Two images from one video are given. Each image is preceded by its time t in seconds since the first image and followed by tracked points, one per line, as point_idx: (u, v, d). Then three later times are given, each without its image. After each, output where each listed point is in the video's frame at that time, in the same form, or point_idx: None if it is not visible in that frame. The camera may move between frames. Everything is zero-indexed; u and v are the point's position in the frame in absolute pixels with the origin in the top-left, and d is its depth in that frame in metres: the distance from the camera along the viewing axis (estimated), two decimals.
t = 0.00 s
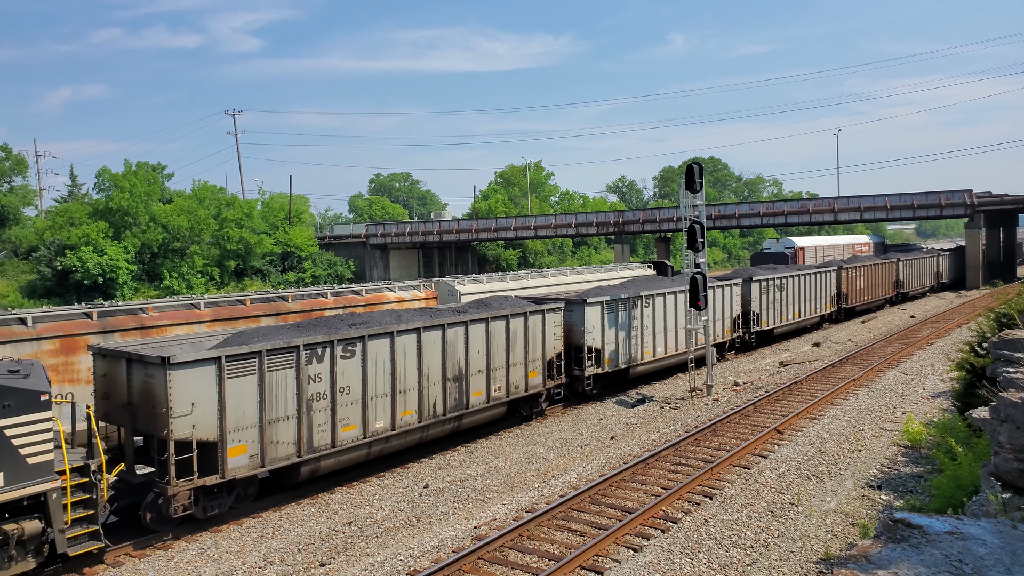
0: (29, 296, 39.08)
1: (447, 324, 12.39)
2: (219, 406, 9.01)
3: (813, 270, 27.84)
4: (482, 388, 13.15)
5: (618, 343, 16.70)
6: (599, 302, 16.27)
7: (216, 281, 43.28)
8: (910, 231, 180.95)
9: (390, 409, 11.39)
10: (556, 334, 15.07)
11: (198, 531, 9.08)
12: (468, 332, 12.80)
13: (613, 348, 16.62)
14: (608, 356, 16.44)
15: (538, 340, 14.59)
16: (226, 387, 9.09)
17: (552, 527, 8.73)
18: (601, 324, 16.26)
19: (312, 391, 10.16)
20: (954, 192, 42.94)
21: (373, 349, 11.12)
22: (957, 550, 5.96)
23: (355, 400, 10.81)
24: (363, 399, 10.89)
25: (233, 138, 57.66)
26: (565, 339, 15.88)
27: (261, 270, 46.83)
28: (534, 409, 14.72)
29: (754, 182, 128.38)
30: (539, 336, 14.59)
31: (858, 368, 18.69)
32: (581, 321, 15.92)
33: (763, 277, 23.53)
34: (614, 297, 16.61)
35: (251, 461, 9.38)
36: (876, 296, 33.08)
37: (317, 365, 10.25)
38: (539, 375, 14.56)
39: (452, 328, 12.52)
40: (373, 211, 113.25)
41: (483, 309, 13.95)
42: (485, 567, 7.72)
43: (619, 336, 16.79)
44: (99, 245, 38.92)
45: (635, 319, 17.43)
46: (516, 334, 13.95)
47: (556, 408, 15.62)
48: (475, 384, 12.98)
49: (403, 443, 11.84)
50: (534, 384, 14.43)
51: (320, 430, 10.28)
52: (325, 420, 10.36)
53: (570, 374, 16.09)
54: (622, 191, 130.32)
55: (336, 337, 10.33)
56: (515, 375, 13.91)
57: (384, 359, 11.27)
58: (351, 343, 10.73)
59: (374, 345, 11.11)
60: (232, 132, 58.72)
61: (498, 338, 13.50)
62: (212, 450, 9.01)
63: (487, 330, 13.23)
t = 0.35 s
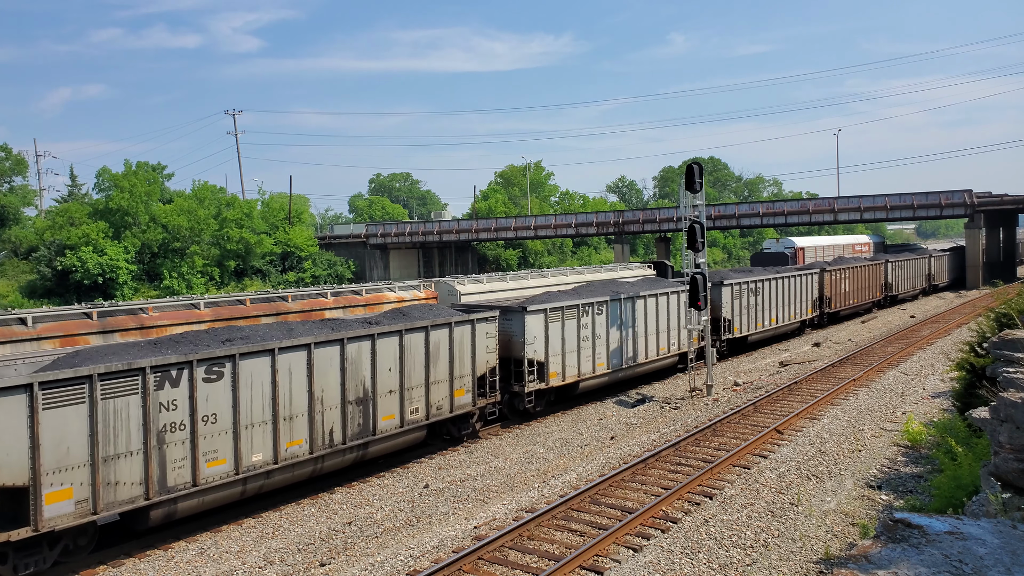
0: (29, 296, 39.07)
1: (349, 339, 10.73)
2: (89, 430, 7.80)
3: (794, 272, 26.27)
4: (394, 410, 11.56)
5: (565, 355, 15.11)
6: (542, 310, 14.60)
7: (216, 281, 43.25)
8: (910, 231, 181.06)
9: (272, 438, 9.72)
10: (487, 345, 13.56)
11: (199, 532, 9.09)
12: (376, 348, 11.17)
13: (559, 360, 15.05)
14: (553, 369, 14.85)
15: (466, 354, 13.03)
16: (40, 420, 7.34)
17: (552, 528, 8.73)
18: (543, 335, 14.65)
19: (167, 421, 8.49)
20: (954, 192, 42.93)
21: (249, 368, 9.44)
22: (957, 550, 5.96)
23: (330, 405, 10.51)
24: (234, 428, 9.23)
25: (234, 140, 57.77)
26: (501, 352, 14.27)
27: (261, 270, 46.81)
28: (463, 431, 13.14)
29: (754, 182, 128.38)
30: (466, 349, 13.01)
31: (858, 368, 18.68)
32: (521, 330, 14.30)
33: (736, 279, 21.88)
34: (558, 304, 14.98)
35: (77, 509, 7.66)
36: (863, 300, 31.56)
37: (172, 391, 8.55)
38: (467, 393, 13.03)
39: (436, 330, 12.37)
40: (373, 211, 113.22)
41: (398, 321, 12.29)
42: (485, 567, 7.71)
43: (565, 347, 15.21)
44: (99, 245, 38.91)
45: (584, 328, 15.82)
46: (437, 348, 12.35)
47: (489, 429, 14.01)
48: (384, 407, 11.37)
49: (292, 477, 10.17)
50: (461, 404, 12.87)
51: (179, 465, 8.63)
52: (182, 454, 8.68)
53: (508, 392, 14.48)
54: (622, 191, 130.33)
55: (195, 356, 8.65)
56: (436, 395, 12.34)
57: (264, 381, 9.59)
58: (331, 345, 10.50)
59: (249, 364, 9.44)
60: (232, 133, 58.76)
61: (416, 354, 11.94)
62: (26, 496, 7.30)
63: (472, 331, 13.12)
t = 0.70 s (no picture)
0: (29, 296, 39.09)
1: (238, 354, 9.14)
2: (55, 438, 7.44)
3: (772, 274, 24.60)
4: (273, 441, 9.65)
5: (524, 364, 14.01)
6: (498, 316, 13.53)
7: (215, 281, 43.24)
8: (910, 231, 181.10)
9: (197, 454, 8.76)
10: (397, 363, 11.61)
11: (199, 532, 9.08)
12: (243, 369, 9.22)
13: (490, 376, 13.27)
14: (480, 388, 13.03)
15: (369, 374, 11.09)
16: None
17: (551, 528, 8.73)
18: (469, 348, 12.85)
19: (54, 452, 7.40)
20: (954, 192, 42.93)
21: (167, 383, 8.44)
22: (957, 550, 5.97)
23: (305, 410, 10.05)
24: (151, 446, 8.29)
25: (234, 140, 57.88)
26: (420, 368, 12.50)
27: (260, 270, 46.81)
28: (367, 461, 11.18)
29: (754, 182, 128.33)
30: (367, 368, 11.05)
31: (858, 368, 18.68)
32: (441, 343, 12.46)
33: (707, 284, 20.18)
34: (488, 312, 13.17)
35: None
36: (848, 303, 30.21)
37: (79, 404, 7.61)
38: (370, 419, 11.06)
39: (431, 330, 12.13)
40: (373, 211, 113.20)
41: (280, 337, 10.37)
42: (485, 568, 7.72)
43: (498, 361, 13.40)
44: (99, 245, 38.93)
45: (521, 339, 14.00)
46: (328, 367, 10.40)
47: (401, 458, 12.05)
48: (256, 438, 9.43)
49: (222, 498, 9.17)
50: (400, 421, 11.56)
51: (83, 493, 7.66)
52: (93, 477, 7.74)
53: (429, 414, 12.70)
54: (622, 191, 130.33)
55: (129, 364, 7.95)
56: (327, 422, 10.37)
57: (187, 394, 8.63)
58: (222, 361, 8.98)
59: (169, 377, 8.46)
60: (233, 133, 58.78)
61: (301, 375, 10.01)
62: None
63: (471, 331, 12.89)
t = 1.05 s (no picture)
0: (29, 296, 39.10)
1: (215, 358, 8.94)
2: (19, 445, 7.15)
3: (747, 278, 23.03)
4: (111, 483, 7.89)
5: (522, 365, 13.90)
6: (497, 316, 13.40)
7: (216, 281, 43.27)
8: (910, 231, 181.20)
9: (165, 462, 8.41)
10: (280, 386, 9.85)
11: (199, 531, 9.06)
12: (65, 399, 7.46)
13: (405, 397, 11.59)
14: (391, 411, 11.31)
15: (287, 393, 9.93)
16: None
17: (552, 527, 8.73)
18: (377, 366, 11.15)
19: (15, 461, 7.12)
20: (954, 192, 42.94)
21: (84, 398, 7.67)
22: (957, 550, 5.97)
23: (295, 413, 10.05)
24: (119, 452, 7.96)
25: (234, 140, 58.35)
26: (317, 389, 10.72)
27: (260, 270, 46.82)
28: (245, 500, 9.47)
29: (755, 182, 128.34)
30: (241, 393, 9.29)
31: (858, 368, 18.69)
32: (341, 361, 10.71)
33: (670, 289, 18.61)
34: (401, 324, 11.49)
35: None
36: (831, 307, 28.76)
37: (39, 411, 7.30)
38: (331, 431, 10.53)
39: (420, 333, 11.88)
40: (373, 211, 113.19)
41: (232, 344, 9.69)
42: (485, 568, 7.71)
43: (414, 380, 11.72)
44: (98, 245, 38.93)
45: (443, 353, 12.32)
46: (188, 393, 8.66)
47: (292, 493, 10.34)
48: (85, 481, 7.67)
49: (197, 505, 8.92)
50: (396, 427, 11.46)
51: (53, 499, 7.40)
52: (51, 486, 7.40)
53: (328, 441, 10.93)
54: (622, 191, 130.38)
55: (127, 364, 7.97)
56: (185, 457, 8.63)
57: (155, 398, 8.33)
58: (34, 390, 7.22)
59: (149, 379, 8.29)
60: (233, 133, 58.88)
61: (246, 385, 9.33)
62: None
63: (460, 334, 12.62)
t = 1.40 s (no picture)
0: (28, 295, 39.09)
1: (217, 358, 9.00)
2: None
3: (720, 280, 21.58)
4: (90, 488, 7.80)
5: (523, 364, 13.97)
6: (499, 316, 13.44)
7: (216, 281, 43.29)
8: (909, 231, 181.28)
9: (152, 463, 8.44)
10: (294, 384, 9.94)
11: (199, 531, 9.08)
12: None
13: (300, 424, 10.02)
14: (279, 440, 9.70)
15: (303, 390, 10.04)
16: None
17: (551, 528, 8.73)
18: (260, 390, 9.54)
19: None
20: (954, 192, 42.94)
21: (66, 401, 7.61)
22: (957, 550, 5.96)
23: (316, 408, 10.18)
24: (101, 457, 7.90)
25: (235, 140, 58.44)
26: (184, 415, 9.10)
27: (260, 270, 46.81)
28: (85, 550, 7.89)
29: (755, 182, 128.38)
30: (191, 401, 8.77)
31: (858, 368, 18.69)
32: (213, 384, 9.09)
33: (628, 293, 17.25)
34: (293, 339, 9.86)
35: None
36: (813, 311, 27.27)
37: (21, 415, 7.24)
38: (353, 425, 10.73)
39: (349, 343, 10.68)
40: (373, 211, 113.21)
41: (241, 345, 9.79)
42: (485, 568, 7.72)
43: (310, 404, 10.11)
44: (98, 245, 38.91)
45: (348, 373, 10.70)
46: (65, 413, 7.58)
47: (156, 536, 8.78)
48: None
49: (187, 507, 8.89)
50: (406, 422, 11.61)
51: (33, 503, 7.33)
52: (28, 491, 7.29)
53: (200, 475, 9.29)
54: (622, 191, 130.39)
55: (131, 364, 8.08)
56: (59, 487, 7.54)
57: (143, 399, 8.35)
58: None
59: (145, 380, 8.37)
60: (234, 133, 58.97)
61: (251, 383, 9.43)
62: None
63: (447, 336, 12.37)
